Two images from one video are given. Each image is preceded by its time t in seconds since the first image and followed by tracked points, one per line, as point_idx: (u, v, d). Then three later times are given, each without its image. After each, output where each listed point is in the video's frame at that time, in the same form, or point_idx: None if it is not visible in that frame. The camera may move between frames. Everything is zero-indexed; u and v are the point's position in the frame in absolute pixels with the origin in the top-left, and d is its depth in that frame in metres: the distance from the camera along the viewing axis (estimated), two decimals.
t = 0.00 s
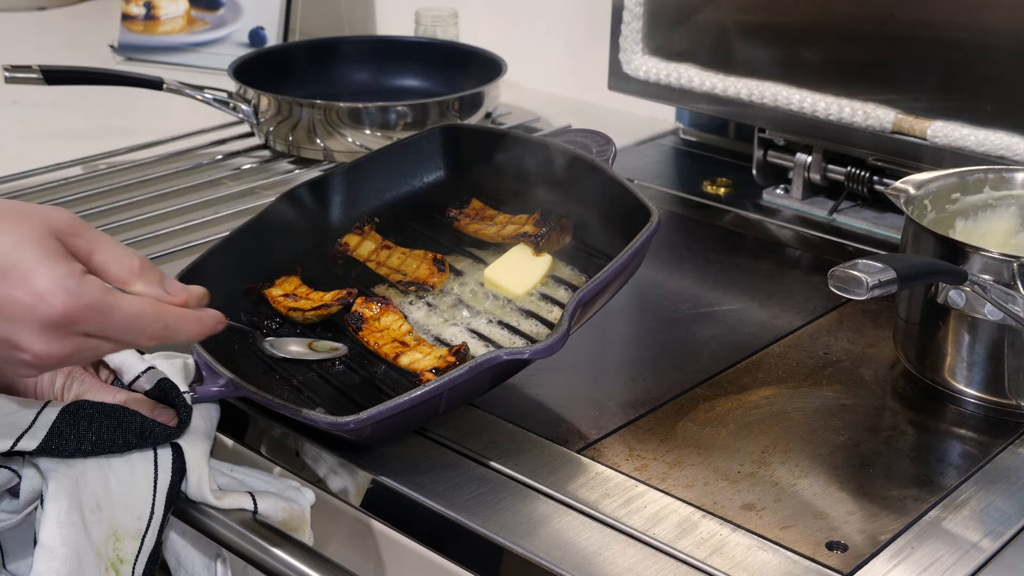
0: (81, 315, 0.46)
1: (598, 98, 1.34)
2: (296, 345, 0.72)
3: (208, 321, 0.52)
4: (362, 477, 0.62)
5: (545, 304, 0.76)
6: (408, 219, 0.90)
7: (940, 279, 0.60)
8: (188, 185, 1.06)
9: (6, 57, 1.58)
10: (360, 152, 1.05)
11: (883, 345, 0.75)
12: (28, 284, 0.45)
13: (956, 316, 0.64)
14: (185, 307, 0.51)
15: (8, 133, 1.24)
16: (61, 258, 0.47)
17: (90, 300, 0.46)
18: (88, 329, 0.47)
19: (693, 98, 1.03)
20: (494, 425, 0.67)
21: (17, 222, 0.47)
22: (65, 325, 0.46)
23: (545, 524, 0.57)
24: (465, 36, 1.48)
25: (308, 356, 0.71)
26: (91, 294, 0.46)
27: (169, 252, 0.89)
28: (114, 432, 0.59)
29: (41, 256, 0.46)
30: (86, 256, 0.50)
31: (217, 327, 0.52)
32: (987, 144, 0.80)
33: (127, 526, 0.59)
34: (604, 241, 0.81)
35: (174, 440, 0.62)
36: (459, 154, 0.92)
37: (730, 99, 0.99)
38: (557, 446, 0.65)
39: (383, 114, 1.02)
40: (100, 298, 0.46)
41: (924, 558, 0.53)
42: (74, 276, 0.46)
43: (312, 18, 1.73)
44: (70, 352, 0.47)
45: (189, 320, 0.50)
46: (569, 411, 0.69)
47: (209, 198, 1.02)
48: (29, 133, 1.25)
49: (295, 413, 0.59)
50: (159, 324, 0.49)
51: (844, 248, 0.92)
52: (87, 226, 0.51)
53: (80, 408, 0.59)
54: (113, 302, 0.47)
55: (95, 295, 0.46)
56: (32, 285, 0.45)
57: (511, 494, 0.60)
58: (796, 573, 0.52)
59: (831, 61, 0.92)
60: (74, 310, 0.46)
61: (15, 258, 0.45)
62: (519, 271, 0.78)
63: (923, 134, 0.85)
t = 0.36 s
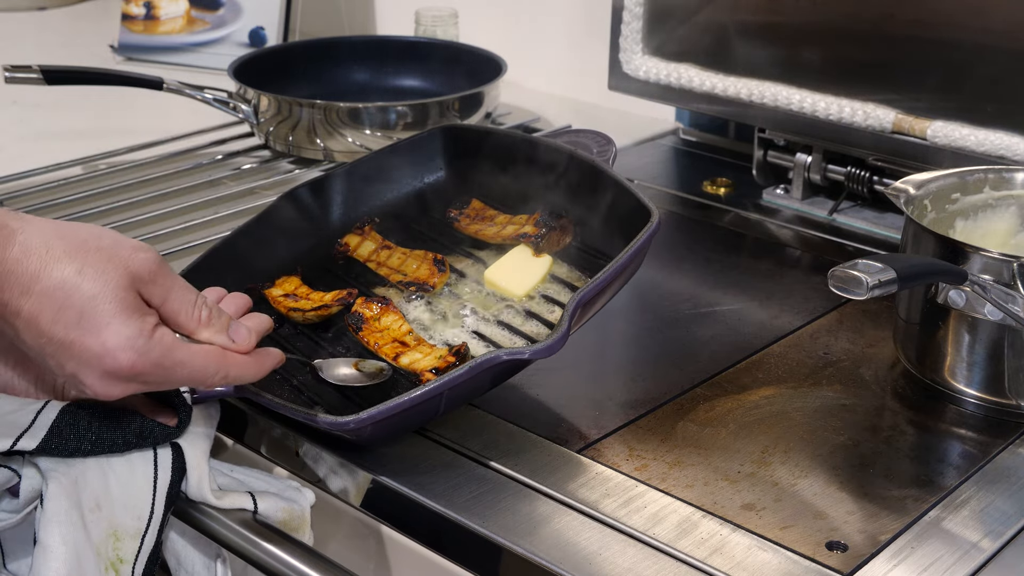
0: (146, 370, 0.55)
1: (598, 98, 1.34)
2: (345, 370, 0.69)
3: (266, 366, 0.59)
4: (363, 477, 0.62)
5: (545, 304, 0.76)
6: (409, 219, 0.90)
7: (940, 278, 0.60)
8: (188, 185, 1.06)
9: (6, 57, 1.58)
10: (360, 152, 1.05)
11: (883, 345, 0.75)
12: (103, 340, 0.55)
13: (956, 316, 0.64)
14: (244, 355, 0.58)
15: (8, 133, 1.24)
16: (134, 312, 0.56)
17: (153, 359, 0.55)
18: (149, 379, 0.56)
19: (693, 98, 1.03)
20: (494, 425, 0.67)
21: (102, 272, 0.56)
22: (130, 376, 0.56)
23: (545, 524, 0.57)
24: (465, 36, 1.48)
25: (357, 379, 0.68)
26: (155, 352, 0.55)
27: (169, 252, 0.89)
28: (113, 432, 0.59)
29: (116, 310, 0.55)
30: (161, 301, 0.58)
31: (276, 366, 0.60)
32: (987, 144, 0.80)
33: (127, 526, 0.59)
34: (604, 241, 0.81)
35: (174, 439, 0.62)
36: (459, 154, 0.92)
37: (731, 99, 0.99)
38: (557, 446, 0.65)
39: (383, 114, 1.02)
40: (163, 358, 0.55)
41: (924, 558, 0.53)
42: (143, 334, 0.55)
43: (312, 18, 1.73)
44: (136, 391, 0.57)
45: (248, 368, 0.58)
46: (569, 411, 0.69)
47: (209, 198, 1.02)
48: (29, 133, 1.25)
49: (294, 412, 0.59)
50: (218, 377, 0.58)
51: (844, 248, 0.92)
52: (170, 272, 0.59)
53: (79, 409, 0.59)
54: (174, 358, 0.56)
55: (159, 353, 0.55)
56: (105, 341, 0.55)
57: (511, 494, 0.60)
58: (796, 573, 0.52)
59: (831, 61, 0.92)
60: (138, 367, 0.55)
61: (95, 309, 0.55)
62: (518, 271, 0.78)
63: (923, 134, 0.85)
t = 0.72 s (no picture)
0: (162, 368, 0.57)
1: (598, 98, 1.34)
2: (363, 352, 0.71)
3: (278, 361, 0.61)
4: (362, 477, 0.62)
5: (546, 305, 0.76)
6: (409, 220, 0.90)
7: (940, 278, 0.60)
8: (188, 185, 1.06)
9: (6, 57, 1.58)
10: (360, 152, 1.05)
11: (882, 345, 0.75)
12: (119, 338, 0.57)
13: (956, 316, 0.64)
14: (256, 351, 0.60)
15: (7, 133, 1.24)
16: (148, 312, 0.57)
17: (168, 357, 0.57)
18: (165, 377, 0.58)
19: (693, 98, 1.03)
20: (494, 425, 0.67)
21: (115, 271, 0.57)
22: (146, 374, 0.57)
23: (544, 524, 0.57)
24: (465, 36, 1.48)
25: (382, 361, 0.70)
26: (169, 350, 0.57)
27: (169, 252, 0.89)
28: (112, 431, 0.59)
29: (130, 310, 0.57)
30: (175, 299, 0.59)
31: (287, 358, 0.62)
32: (987, 144, 0.80)
33: (127, 526, 0.59)
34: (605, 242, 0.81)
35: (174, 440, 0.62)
36: (460, 155, 0.92)
37: (730, 99, 0.99)
38: (557, 445, 0.65)
39: (383, 114, 1.02)
40: (177, 356, 0.57)
41: (924, 558, 0.53)
42: (157, 332, 0.57)
43: (312, 18, 1.73)
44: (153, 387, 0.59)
45: (261, 364, 0.60)
46: (570, 411, 0.69)
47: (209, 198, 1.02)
48: (29, 133, 1.25)
49: (294, 413, 0.59)
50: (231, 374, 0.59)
51: (844, 248, 0.92)
52: (185, 269, 0.60)
53: (80, 408, 0.59)
54: (189, 356, 0.57)
55: (173, 352, 0.57)
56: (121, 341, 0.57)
57: (511, 494, 0.60)
58: (796, 573, 0.52)
59: (831, 61, 0.92)
60: (154, 365, 0.57)
61: (110, 308, 0.57)
62: (518, 271, 0.78)
63: (923, 135, 0.85)
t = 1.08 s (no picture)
0: (219, 311, 0.53)
1: (599, 98, 1.34)
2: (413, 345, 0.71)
3: (331, 323, 0.58)
4: (361, 477, 0.62)
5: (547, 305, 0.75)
6: (409, 220, 0.90)
7: (940, 278, 0.60)
8: (188, 185, 1.06)
9: (5, 57, 1.58)
10: (361, 152, 1.05)
11: (883, 345, 0.75)
12: (171, 281, 0.52)
13: (956, 316, 0.64)
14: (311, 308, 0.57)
15: (7, 133, 1.24)
16: (204, 255, 0.53)
17: (225, 299, 0.53)
18: (221, 325, 0.54)
19: (693, 98, 1.03)
20: (494, 426, 0.67)
21: (167, 218, 0.54)
22: (201, 320, 0.53)
23: (545, 524, 0.57)
24: (465, 36, 1.48)
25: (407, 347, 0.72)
26: (224, 292, 0.53)
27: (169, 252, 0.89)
28: (110, 428, 0.59)
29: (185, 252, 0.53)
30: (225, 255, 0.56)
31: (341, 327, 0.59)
32: (987, 144, 0.80)
33: (125, 523, 0.59)
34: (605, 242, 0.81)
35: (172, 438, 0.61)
36: (461, 155, 0.92)
37: (730, 99, 0.99)
38: (557, 445, 0.65)
39: (383, 114, 1.02)
40: (235, 299, 0.53)
41: (924, 558, 0.53)
42: (214, 273, 0.53)
43: (312, 18, 1.73)
44: (202, 342, 0.55)
45: (314, 324, 0.57)
46: (570, 411, 0.69)
47: (209, 198, 1.02)
48: (29, 133, 1.25)
49: (293, 412, 0.59)
50: (287, 327, 0.56)
51: (844, 248, 0.92)
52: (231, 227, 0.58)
53: (79, 405, 0.59)
54: (247, 299, 0.53)
55: (229, 294, 0.53)
56: (173, 282, 0.52)
57: (511, 494, 0.60)
58: (796, 573, 0.52)
59: (831, 61, 0.92)
60: (209, 307, 0.52)
61: (162, 251, 0.52)
62: (518, 272, 0.78)
63: (923, 134, 0.84)
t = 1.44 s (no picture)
0: (201, 295, 0.54)
1: (599, 98, 1.34)
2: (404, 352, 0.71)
3: (313, 308, 0.59)
4: (360, 478, 0.62)
5: (550, 312, 0.75)
6: (409, 220, 0.90)
7: (940, 278, 0.60)
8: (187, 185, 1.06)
9: (5, 58, 1.58)
10: (361, 152, 1.05)
11: (882, 345, 0.75)
12: (151, 269, 0.53)
13: (956, 316, 0.64)
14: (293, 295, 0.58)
15: (7, 133, 1.24)
16: (181, 243, 0.54)
17: (206, 283, 0.53)
18: (204, 311, 0.54)
19: (693, 98, 1.03)
20: (493, 426, 0.67)
21: (143, 211, 0.55)
22: (183, 305, 0.54)
23: (544, 524, 0.57)
24: (465, 36, 1.48)
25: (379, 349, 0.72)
26: (206, 277, 0.53)
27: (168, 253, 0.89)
28: (108, 424, 0.59)
29: (163, 241, 0.54)
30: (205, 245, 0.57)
31: (324, 317, 0.60)
32: (987, 144, 0.80)
33: (121, 520, 0.59)
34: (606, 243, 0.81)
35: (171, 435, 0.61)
36: (462, 157, 0.92)
37: (730, 99, 0.99)
38: (557, 445, 0.65)
39: (383, 114, 1.02)
40: (216, 282, 0.54)
41: (924, 558, 0.53)
42: (194, 258, 0.54)
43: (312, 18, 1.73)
44: (185, 331, 0.55)
45: (296, 310, 0.58)
46: (569, 412, 0.69)
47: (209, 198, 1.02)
48: (29, 133, 1.25)
49: (292, 412, 0.59)
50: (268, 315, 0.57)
51: (844, 248, 0.92)
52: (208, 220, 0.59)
53: (78, 399, 0.59)
54: (228, 283, 0.54)
55: (210, 278, 0.54)
56: (154, 270, 0.53)
57: (511, 495, 0.60)
58: (796, 573, 0.52)
59: (831, 61, 0.92)
60: (192, 291, 0.53)
61: (141, 241, 0.53)
62: (519, 279, 0.78)
63: (923, 134, 0.84)
